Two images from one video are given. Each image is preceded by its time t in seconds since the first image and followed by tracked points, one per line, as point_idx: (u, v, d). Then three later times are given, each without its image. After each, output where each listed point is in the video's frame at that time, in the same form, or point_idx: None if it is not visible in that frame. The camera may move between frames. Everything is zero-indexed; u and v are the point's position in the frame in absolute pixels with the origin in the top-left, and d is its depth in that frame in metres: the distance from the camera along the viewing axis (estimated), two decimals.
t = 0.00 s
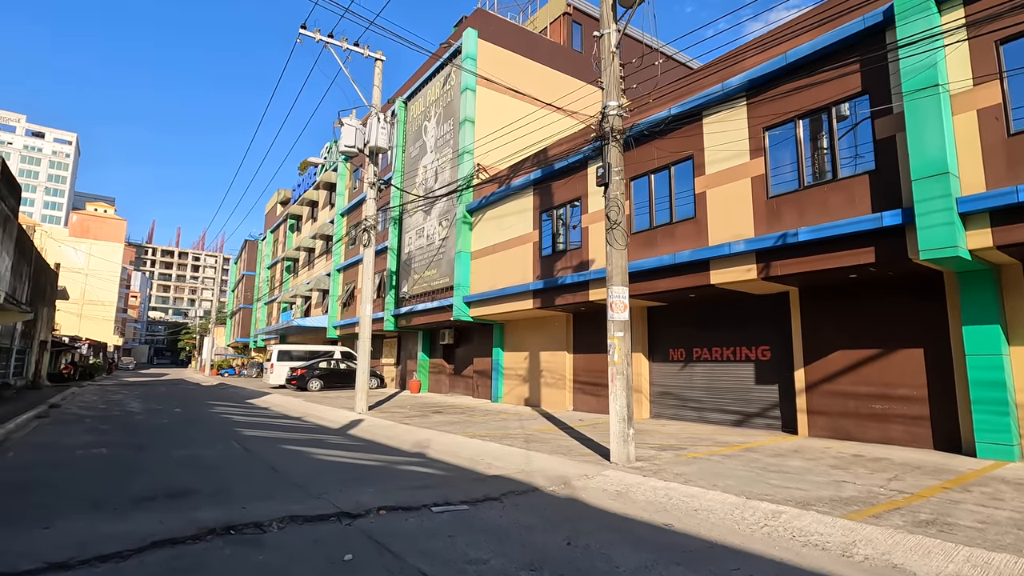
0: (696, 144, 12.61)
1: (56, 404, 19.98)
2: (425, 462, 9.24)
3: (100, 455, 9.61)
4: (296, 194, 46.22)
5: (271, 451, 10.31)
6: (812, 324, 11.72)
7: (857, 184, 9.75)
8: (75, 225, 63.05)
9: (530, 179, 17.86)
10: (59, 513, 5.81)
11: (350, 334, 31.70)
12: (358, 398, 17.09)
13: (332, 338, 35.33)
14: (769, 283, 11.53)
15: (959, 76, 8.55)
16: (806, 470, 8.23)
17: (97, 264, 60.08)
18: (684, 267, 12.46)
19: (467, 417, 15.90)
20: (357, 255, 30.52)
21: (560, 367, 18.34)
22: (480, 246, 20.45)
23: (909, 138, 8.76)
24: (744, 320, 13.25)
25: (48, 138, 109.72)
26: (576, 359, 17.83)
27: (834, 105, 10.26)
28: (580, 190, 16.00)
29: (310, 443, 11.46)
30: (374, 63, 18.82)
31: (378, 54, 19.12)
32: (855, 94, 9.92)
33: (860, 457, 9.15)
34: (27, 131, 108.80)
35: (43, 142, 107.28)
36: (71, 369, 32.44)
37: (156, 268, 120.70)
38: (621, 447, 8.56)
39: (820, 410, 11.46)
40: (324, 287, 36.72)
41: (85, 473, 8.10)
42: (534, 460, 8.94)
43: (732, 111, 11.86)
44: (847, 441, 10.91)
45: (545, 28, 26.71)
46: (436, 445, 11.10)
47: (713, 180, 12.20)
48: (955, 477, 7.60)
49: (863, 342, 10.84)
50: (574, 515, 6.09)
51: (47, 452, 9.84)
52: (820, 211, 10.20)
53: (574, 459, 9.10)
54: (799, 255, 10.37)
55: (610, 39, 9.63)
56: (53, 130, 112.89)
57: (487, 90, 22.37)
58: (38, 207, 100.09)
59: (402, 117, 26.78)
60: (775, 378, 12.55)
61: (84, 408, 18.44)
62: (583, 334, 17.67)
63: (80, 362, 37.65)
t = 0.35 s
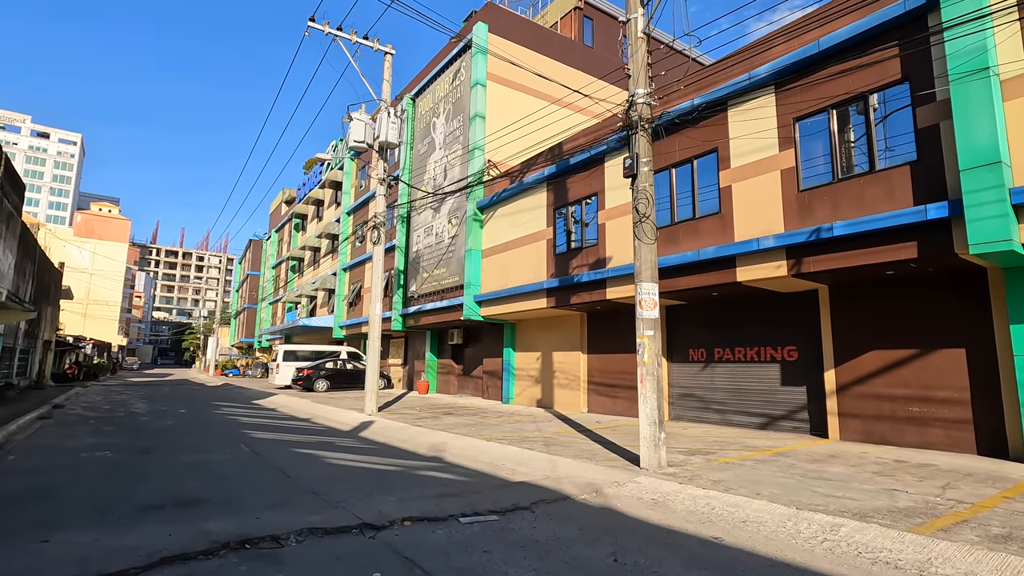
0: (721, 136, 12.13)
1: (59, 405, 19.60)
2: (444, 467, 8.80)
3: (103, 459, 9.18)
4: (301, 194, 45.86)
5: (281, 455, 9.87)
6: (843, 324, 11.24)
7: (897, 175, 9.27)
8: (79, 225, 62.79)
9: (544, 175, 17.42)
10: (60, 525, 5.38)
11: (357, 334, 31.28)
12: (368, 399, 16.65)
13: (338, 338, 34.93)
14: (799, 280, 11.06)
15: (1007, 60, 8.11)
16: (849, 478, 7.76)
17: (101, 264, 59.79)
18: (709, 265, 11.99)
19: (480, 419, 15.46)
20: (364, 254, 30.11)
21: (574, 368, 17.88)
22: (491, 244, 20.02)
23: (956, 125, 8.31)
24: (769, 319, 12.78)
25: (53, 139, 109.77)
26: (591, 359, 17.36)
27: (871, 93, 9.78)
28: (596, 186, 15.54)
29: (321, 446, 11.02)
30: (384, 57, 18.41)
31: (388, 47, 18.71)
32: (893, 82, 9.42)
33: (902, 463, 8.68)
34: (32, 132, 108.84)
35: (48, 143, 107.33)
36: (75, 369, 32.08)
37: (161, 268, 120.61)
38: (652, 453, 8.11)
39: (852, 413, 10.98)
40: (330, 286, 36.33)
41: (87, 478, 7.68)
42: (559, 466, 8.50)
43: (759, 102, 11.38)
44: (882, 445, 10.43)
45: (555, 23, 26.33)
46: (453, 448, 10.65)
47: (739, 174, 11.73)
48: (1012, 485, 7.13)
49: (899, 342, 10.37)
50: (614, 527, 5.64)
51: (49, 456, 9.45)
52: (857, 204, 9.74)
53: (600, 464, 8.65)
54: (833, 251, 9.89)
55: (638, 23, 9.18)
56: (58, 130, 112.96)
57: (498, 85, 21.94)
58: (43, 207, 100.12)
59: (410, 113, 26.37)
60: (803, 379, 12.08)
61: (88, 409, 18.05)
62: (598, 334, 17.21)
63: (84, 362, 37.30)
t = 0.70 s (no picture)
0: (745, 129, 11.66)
1: (59, 406, 19.18)
2: (461, 475, 8.35)
3: (103, 465, 8.74)
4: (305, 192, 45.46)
5: (289, 461, 9.41)
6: (874, 324, 10.78)
7: (938, 168, 8.80)
8: (80, 224, 62.40)
9: (556, 171, 16.96)
10: (52, 545, 4.93)
11: (361, 334, 30.85)
12: (375, 401, 16.21)
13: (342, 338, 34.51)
14: (828, 278, 10.59)
15: None
16: (894, 489, 7.30)
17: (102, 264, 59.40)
18: (732, 263, 11.52)
19: (491, 421, 15.02)
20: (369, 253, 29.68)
21: (586, 369, 17.44)
22: (500, 242, 19.56)
23: (1004, 114, 7.85)
24: (793, 319, 12.32)
25: (55, 138, 109.53)
26: (604, 360, 16.90)
27: (908, 82, 9.31)
28: (611, 181, 15.09)
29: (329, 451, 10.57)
30: (391, 50, 17.96)
31: (395, 40, 18.28)
32: (933, 70, 8.96)
33: (945, 472, 8.22)
34: (34, 131, 108.57)
35: (50, 142, 107.10)
36: (76, 369, 31.67)
37: (162, 267, 120.32)
38: (682, 461, 7.66)
39: (884, 418, 10.52)
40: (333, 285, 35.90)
41: (85, 488, 7.24)
42: (583, 474, 8.05)
43: (786, 92, 10.92)
44: (916, 451, 9.97)
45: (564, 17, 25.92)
46: (467, 454, 10.20)
47: (764, 168, 11.25)
48: None
49: (934, 344, 9.90)
50: (654, 546, 5.18)
51: (46, 462, 9.02)
52: (893, 199, 9.26)
53: (626, 472, 8.18)
54: (867, 248, 9.41)
55: (664, 7, 8.74)
56: (60, 130, 112.69)
57: (506, 79, 21.46)
58: (44, 206, 99.90)
59: (416, 109, 25.93)
60: (830, 382, 11.60)
61: (88, 411, 17.63)
62: (612, 334, 16.76)
63: (85, 362, 36.90)
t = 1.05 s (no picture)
0: (774, 118, 11.21)
1: (63, 405, 18.84)
2: (485, 479, 7.93)
3: (110, 468, 8.35)
4: (310, 190, 45.17)
5: (303, 463, 9.01)
6: (910, 322, 10.34)
7: (987, 156, 8.36)
8: (84, 223, 62.16)
9: (571, 165, 16.55)
10: (55, 557, 4.52)
11: (368, 333, 30.46)
12: (386, 400, 15.81)
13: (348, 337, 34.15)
14: (863, 273, 10.15)
15: None
16: (949, 495, 6.85)
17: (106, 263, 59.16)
18: (761, 258, 11.08)
19: (506, 422, 14.61)
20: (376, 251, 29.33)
21: (601, 368, 17.02)
22: (512, 239, 19.15)
23: None
24: (822, 317, 11.88)
25: (59, 138, 109.52)
26: (620, 359, 16.47)
27: (953, 66, 8.87)
28: (630, 175, 14.67)
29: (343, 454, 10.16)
30: (402, 42, 17.57)
31: (406, 32, 17.88)
32: (981, 53, 8.52)
33: (997, 477, 7.76)
34: (38, 131, 108.57)
35: (54, 142, 107.09)
36: (81, 368, 31.37)
37: (166, 267, 120.18)
38: (721, 465, 7.23)
39: (922, 419, 10.06)
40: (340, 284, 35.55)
41: (91, 493, 6.84)
42: (615, 479, 7.62)
43: (819, 79, 10.49)
44: (959, 455, 9.51)
45: (576, 11, 25.54)
46: (487, 457, 9.78)
47: (794, 159, 10.82)
48: None
49: (977, 342, 9.45)
50: (708, 559, 4.76)
51: (50, 464, 8.63)
52: (937, 189, 8.81)
53: (660, 477, 7.75)
54: (909, 241, 8.97)
55: None
56: (64, 129, 112.68)
57: (518, 73, 21.07)
58: (49, 206, 99.87)
59: (425, 105, 25.56)
60: (862, 382, 11.16)
61: (93, 410, 17.30)
62: (628, 333, 16.35)
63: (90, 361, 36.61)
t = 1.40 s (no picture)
0: (804, 108, 10.75)
1: (64, 406, 18.39)
2: (508, 486, 7.47)
3: (110, 472, 7.91)
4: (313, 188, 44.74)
5: (313, 468, 8.55)
6: (948, 320, 9.88)
7: None
8: (85, 222, 61.76)
9: (585, 159, 16.10)
10: None
11: (373, 332, 30.00)
12: (395, 401, 15.36)
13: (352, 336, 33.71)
14: (898, 269, 9.68)
15: None
16: (1009, 504, 6.39)
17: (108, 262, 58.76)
18: (790, 253, 10.61)
19: (519, 423, 14.15)
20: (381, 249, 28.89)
21: (615, 368, 16.56)
22: (523, 236, 18.69)
23: None
24: (852, 315, 11.42)
25: (60, 137, 109.16)
26: (635, 359, 16.01)
27: (999, 50, 8.42)
28: (647, 168, 14.21)
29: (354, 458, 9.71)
30: (411, 34, 17.14)
31: (415, 23, 17.42)
32: None
33: None
34: (40, 130, 108.24)
35: (56, 141, 106.75)
36: (81, 367, 30.96)
37: (168, 266, 119.82)
38: (762, 472, 6.80)
39: (961, 422, 9.59)
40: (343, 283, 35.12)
41: (92, 500, 6.40)
42: (647, 486, 7.16)
43: (852, 67, 10.05)
44: (1001, 459, 9.04)
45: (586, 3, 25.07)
46: (506, 460, 9.31)
47: (826, 149, 10.34)
48: None
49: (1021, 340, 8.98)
50: None
51: (47, 469, 8.19)
52: (982, 179, 8.34)
53: (694, 483, 7.30)
54: (952, 234, 8.49)
55: None
56: (65, 128, 112.35)
57: (528, 67, 20.62)
58: (50, 205, 99.54)
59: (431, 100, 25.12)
60: (895, 383, 10.69)
61: (94, 411, 16.87)
62: (644, 331, 15.89)
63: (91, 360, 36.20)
